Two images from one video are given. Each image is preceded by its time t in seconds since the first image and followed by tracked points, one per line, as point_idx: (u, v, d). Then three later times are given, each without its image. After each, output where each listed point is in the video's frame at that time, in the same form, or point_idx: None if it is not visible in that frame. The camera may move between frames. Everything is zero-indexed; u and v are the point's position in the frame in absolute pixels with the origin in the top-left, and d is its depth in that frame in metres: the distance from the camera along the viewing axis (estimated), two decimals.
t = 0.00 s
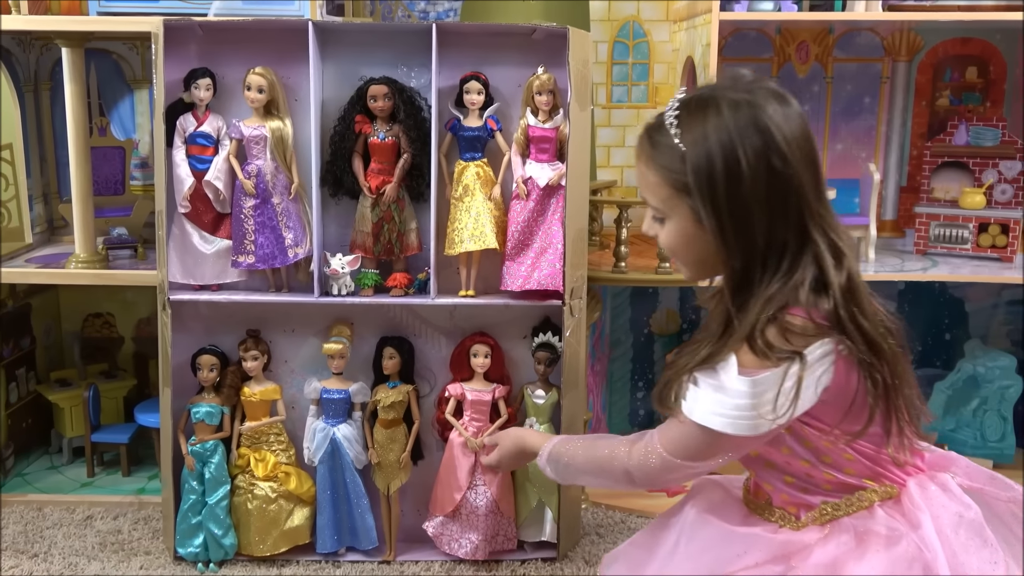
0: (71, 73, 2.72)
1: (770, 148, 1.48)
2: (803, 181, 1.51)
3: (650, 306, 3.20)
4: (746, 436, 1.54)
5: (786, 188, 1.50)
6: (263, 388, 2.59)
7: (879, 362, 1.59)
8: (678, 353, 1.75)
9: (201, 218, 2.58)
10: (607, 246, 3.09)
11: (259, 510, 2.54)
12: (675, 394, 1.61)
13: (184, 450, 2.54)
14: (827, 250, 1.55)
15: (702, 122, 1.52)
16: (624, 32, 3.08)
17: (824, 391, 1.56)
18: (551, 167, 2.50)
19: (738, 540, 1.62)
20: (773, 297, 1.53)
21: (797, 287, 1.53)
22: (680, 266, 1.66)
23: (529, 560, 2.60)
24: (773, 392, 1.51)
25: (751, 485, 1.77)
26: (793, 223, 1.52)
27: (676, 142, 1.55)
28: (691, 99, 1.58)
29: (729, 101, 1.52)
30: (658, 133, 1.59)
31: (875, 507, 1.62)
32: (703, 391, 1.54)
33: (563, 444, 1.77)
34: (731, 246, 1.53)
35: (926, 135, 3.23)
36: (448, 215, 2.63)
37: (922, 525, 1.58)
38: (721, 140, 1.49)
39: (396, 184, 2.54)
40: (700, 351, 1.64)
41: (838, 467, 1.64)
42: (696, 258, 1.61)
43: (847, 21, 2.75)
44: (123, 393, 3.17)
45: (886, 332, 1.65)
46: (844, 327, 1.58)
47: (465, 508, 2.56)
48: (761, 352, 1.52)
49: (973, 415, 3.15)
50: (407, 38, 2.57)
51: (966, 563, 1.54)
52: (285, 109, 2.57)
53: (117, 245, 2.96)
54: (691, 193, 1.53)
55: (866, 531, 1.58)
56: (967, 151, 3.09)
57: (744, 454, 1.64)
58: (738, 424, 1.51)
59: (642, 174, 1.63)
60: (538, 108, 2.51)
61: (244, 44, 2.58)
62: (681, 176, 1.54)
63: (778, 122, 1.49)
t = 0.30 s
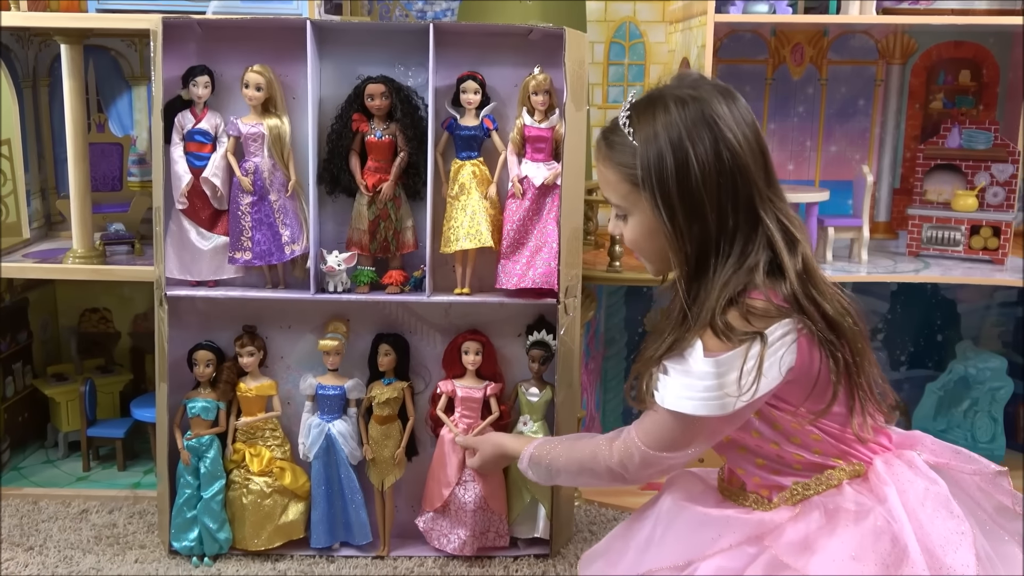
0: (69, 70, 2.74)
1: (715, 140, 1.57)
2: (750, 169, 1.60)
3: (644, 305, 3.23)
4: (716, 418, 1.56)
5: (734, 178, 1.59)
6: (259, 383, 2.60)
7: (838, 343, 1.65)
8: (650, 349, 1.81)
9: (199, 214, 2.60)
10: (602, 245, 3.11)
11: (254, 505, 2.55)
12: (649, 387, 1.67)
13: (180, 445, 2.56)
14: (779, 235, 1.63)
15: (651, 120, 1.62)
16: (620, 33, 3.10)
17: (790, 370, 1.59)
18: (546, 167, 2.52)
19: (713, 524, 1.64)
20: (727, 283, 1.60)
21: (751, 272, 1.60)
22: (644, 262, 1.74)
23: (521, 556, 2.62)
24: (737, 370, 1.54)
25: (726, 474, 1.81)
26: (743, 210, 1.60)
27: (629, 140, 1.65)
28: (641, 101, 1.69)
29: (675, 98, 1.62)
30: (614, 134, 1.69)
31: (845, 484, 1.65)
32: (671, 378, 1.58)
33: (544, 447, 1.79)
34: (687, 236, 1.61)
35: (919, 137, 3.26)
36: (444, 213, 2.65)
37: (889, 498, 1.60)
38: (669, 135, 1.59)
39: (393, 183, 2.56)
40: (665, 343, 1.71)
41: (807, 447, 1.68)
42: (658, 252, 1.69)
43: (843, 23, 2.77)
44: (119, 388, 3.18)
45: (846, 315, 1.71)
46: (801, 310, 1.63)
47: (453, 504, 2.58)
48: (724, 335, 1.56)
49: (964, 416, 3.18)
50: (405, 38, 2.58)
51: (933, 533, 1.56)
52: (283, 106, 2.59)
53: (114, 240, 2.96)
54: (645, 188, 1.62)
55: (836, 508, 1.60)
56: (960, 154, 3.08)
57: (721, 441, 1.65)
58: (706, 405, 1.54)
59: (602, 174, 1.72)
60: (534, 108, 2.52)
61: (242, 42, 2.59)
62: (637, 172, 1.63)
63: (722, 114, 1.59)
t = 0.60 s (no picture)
0: (66, 71, 2.74)
1: (718, 138, 1.59)
2: (752, 166, 1.61)
3: (641, 306, 3.23)
4: (708, 415, 1.56)
5: (736, 175, 1.60)
6: (255, 385, 2.61)
7: (832, 342, 1.65)
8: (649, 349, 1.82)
9: (195, 216, 2.60)
10: (598, 246, 3.11)
11: (251, 507, 2.56)
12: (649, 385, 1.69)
13: (176, 447, 2.56)
14: (780, 232, 1.64)
15: (655, 119, 1.63)
16: (617, 35, 3.11)
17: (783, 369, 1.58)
18: (543, 169, 2.52)
19: (707, 522, 1.65)
20: (731, 279, 1.61)
21: (753, 269, 1.62)
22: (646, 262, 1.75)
23: (518, 558, 2.62)
24: (726, 368, 1.54)
25: (721, 471, 1.81)
26: (745, 206, 1.62)
27: (632, 140, 1.66)
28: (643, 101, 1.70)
29: (678, 97, 1.64)
30: (617, 134, 1.70)
31: (838, 484, 1.64)
32: (663, 377, 1.59)
33: (546, 449, 1.80)
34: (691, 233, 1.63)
35: (915, 139, 3.26)
36: (441, 215, 2.65)
37: (881, 497, 1.59)
38: (673, 134, 1.60)
39: (389, 184, 2.56)
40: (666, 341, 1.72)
41: (801, 446, 1.68)
42: (662, 251, 1.69)
43: (839, 26, 2.77)
44: (116, 389, 3.18)
45: (841, 312, 1.73)
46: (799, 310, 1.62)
47: (450, 506, 2.58)
48: (716, 332, 1.57)
49: (960, 417, 3.18)
50: (402, 39, 2.59)
51: (927, 532, 1.55)
52: (280, 108, 2.59)
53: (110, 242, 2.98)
54: (649, 185, 1.63)
55: (829, 507, 1.60)
56: (956, 156, 3.08)
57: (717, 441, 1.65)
58: (695, 403, 1.54)
59: (606, 175, 1.72)
60: (531, 109, 2.52)
61: (238, 43, 2.59)
62: (641, 171, 1.64)
63: (724, 112, 1.60)
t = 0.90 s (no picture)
0: (64, 70, 2.73)
1: (725, 141, 1.59)
2: (760, 168, 1.61)
3: (640, 305, 3.22)
4: (711, 420, 1.57)
5: (744, 178, 1.60)
6: (253, 385, 2.60)
7: (837, 346, 1.64)
8: (658, 351, 1.81)
9: (193, 215, 2.60)
10: (598, 246, 3.11)
11: (249, 507, 2.55)
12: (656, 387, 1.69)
13: (175, 447, 2.55)
14: (787, 235, 1.64)
15: (662, 121, 1.63)
16: (616, 34, 3.10)
17: (786, 373, 1.58)
18: (542, 168, 2.52)
19: (710, 524, 1.64)
20: (738, 283, 1.61)
21: (760, 272, 1.61)
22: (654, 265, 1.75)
23: (517, 558, 2.62)
24: (726, 372, 1.55)
25: (725, 471, 1.81)
26: (752, 208, 1.62)
27: (640, 141, 1.65)
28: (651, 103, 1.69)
29: (686, 99, 1.63)
30: (625, 136, 1.69)
31: (843, 488, 1.65)
32: (665, 383, 1.60)
33: (552, 454, 1.79)
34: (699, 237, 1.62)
35: (914, 138, 3.26)
36: (439, 215, 2.65)
37: (887, 503, 1.59)
38: (681, 136, 1.59)
39: (388, 184, 2.55)
40: (674, 344, 1.71)
41: (806, 450, 1.69)
42: (670, 253, 1.69)
43: (838, 25, 2.77)
44: (115, 390, 3.17)
45: (848, 315, 1.72)
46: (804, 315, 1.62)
47: (452, 506, 2.57)
48: (721, 337, 1.57)
49: (959, 417, 3.18)
50: (401, 38, 2.58)
51: (931, 539, 1.55)
52: (278, 107, 2.58)
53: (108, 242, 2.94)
54: (656, 188, 1.62)
55: (833, 511, 1.60)
56: (955, 156, 3.08)
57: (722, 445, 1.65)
58: (696, 408, 1.55)
59: (614, 177, 1.72)
60: (530, 109, 2.52)
61: (237, 42, 2.59)
62: (649, 173, 1.64)
63: (732, 114, 1.60)
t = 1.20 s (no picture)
0: (64, 72, 2.73)
1: (737, 139, 1.58)
2: (772, 167, 1.60)
3: (640, 306, 3.22)
4: (718, 425, 1.57)
5: (755, 176, 1.59)
6: (254, 386, 2.60)
7: (844, 350, 1.65)
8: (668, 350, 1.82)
9: (194, 216, 2.60)
10: (598, 246, 3.10)
11: (250, 508, 2.55)
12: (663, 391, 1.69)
13: (175, 448, 2.55)
14: (798, 236, 1.64)
15: (674, 119, 1.62)
16: (616, 35, 3.10)
17: (794, 378, 1.58)
18: (542, 168, 2.52)
19: (714, 528, 1.64)
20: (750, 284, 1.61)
21: (771, 272, 1.61)
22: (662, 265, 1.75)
23: (518, 559, 2.62)
24: (734, 376, 1.55)
25: (729, 472, 1.81)
26: (763, 209, 1.61)
27: (651, 139, 1.65)
28: (662, 101, 1.69)
29: (698, 96, 1.63)
30: (635, 134, 1.69)
31: (849, 492, 1.64)
32: (673, 387, 1.60)
33: (559, 458, 1.79)
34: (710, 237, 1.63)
35: (914, 138, 3.25)
36: (439, 216, 2.65)
37: (893, 509, 1.59)
38: (693, 134, 1.59)
39: (388, 184, 2.55)
40: (683, 345, 1.72)
41: (812, 455, 1.69)
42: (681, 252, 1.69)
43: (838, 25, 2.77)
44: (115, 390, 3.17)
45: (856, 318, 1.73)
46: (812, 318, 1.62)
47: (457, 507, 2.57)
48: (728, 340, 1.57)
49: (960, 417, 3.17)
50: (400, 39, 2.58)
51: (938, 546, 1.55)
52: (279, 108, 2.58)
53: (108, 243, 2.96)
54: (668, 186, 1.62)
55: (839, 516, 1.60)
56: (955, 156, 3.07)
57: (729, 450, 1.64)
58: (704, 412, 1.55)
59: (624, 175, 1.71)
60: (530, 109, 2.52)
61: (236, 44, 2.59)
62: (659, 172, 1.63)
63: (744, 112, 1.59)
